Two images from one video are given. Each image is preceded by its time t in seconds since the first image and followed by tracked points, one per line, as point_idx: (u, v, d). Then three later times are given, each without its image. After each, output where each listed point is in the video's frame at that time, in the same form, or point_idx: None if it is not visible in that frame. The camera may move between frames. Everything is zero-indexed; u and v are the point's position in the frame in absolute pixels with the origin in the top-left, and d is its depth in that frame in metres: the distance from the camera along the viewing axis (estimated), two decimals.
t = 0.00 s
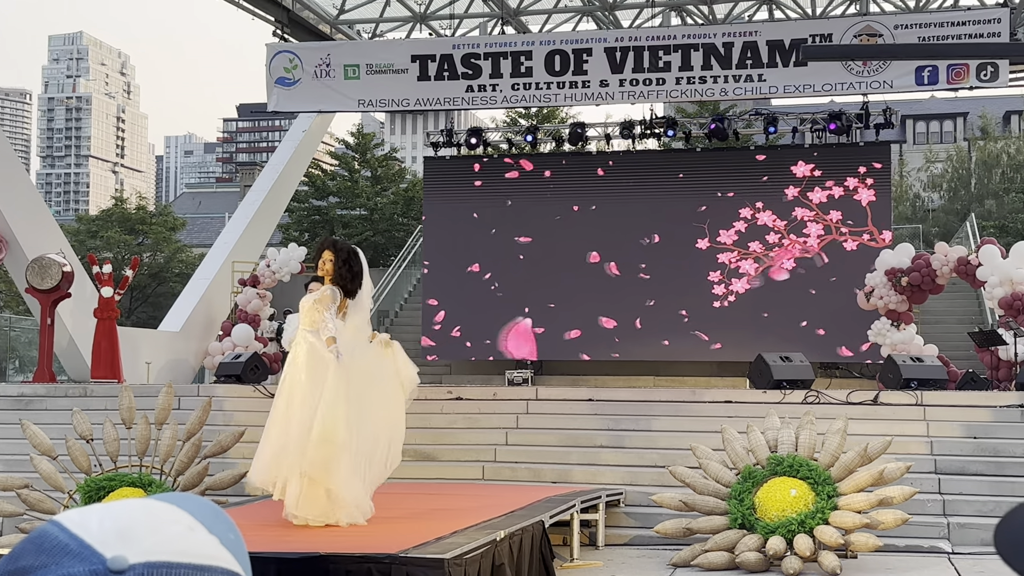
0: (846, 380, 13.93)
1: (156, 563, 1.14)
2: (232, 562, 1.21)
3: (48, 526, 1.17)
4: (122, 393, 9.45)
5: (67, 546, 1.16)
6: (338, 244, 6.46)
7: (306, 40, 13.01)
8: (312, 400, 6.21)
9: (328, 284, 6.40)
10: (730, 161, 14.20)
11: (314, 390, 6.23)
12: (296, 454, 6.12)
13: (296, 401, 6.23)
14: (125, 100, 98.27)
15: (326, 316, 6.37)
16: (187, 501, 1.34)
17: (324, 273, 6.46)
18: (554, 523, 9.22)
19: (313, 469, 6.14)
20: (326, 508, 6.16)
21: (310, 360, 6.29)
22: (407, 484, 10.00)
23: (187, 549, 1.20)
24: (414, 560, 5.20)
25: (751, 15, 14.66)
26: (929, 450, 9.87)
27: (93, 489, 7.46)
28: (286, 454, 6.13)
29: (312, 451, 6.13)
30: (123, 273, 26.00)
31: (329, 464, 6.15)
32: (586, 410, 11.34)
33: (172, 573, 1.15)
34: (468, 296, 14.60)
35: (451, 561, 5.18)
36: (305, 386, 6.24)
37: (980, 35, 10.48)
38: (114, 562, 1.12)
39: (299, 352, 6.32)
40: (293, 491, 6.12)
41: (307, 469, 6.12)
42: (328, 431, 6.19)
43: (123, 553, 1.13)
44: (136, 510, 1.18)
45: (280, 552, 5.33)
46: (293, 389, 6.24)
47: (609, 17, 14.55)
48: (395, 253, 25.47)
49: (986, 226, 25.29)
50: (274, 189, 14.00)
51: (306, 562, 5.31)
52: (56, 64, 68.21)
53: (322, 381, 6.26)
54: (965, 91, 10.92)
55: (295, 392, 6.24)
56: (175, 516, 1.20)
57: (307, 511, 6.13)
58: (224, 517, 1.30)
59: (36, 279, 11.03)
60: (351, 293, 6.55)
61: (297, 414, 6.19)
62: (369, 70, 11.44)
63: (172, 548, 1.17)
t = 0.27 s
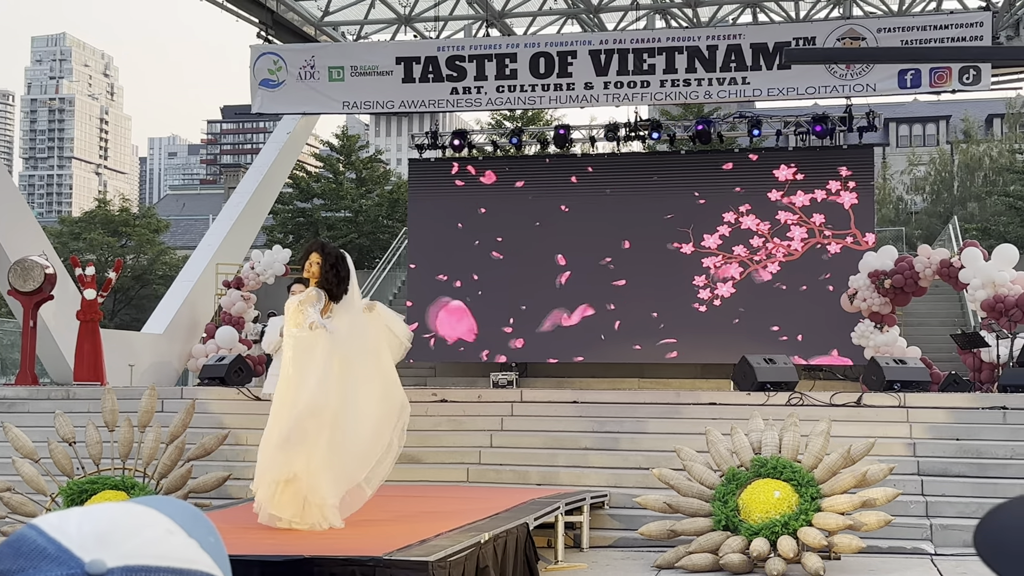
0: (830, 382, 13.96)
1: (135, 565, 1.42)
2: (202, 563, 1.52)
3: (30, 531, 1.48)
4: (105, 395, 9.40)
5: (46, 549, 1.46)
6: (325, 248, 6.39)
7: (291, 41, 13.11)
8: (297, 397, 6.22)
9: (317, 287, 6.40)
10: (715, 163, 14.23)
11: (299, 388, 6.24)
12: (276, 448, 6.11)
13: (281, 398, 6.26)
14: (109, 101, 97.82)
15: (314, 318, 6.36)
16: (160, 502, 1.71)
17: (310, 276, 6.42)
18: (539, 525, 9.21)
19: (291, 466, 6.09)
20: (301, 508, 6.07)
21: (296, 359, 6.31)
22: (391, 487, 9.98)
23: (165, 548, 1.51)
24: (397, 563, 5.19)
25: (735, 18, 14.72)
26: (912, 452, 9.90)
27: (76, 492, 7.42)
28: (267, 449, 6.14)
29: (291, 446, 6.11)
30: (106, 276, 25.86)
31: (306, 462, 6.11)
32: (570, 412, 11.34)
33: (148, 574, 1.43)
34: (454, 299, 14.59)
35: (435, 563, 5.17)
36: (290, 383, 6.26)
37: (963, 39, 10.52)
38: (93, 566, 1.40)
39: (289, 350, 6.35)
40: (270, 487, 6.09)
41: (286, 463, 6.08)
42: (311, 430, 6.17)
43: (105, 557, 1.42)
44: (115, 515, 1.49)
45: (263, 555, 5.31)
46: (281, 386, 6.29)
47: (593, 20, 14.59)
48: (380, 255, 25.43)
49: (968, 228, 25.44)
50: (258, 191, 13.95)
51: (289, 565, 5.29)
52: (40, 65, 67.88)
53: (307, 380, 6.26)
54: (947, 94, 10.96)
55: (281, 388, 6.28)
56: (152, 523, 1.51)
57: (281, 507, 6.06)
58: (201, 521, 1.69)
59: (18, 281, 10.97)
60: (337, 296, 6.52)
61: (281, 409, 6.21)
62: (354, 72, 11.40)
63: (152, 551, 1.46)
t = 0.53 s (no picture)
0: (811, 383, 14.02)
1: (109, 570, 1.11)
2: (187, 568, 1.19)
3: None
4: (86, 397, 9.33)
5: (18, 553, 1.13)
6: (308, 249, 6.37)
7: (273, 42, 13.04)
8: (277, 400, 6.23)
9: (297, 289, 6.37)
10: (698, 165, 14.25)
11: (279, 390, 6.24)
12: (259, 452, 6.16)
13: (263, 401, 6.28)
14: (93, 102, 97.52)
15: (296, 320, 6.33)
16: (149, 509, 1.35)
17: (291, 278, 6.40)
18: (521, 527, 9.21)
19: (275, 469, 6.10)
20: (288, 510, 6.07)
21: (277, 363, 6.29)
22: (373, 489, 9.96)
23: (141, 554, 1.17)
24: (379, 565, 5.17)
25: (717, 21, 14.77)
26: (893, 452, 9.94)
27: (55, 495, 7.38)
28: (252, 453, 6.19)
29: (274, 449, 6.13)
30: (87, 277, 25.74)
31: (290, 459, 6.09)
32: (553, 413, 11.35)
33: None
34: (438, 301, 14.59)
35: (417, 565, 5.16)
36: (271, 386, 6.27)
37: (943, 42, 10.58)
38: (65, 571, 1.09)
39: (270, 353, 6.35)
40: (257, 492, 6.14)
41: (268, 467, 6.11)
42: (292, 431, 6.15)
43: (77, 560, 1.10)
44: (88, 515, 1.17)
45: (244, 559, 5.28)
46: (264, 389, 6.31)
47: (576, 22, 14.61)
48: (363, 256, 25.41)
49: (947, 230, 25.65)
50: (240, 193, 13.91)
51: (270, 568, 5.27)
52: (22, 65, 67.54)
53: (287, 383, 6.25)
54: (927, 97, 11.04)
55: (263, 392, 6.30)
56: (128, 522, 1.18)
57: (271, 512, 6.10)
58: (178, 522, 1.32)
59: None
60: (319, 300, 6.47)
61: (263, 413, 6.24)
62: (336, 73, 11.39)
63: (126, 556, 1.14)
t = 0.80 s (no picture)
0: (792, 384, 14.08)
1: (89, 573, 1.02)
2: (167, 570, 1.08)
3: None
4: (65, 398, 9.27)
5: None
6: (290, 251, 6.37)
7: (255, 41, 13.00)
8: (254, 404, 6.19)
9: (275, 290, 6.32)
10: (681, 166, 14.28)
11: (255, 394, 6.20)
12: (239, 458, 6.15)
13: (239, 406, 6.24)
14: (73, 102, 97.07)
15: (275, 322, 6.29)
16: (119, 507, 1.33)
17: (272, 279, 6.40)
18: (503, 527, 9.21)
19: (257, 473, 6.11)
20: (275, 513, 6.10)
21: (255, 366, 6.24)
22: (354, 490, 9.95)
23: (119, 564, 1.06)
24: (361, 566, 5.16)
25: (699, 23, 14.82)
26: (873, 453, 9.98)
27: (34, 497, 7.33)
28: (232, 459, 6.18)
29: (254, 454, 6.13)
30: (66, 278, 25.63)
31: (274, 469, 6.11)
32: (535, 414, 11.36)
33: None
34: (422, 301, 14.59)
35: (399, 566, 5.15)
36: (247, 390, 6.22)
37: (923, 45, 10.63)
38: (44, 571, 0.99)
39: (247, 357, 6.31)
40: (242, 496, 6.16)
41: (249, 472, 6.11)
42: (272, 435, 6.15)
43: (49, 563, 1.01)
44: (63, 519, 1.07)
45: (226, 560, 5.26)
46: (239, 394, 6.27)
47: (559, 23, 14.65)
48: (345, 257, 25.40)
49: (926, 232, 25.83)
50: (222, 193, 13.86)
51: (253, 569, 5.25)
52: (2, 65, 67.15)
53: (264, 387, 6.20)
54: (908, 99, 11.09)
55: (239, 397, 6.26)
56: (107, 523, 1.08)
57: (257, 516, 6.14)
58: (156, 527, 1.31)
59: None
60: (300, 301, 6.46)
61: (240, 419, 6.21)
62: (318, 74, 11.38)
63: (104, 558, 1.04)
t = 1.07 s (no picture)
0: (773, 385, 14.11)
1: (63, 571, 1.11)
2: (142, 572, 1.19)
3: None
4: (43, 398, 9.18)
5: None
6: (267, 252, 6.34)
7: (236, 40, 12.94)
8: (228, 404, 6.15)
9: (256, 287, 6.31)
10: (663, 166, 14.30)
11: (229, 393, 6.16)
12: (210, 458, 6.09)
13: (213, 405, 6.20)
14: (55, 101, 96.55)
15: (254, 319, 6.26)
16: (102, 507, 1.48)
17: (251, 280, 6.35)
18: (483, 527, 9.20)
19: (229, 475, 6.05)
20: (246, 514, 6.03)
21: (231, 364, 6.20)
22: (334, 491, 9.91)
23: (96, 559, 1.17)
24: (341, 567, 5.13)
25: (681, 24, 14.86)
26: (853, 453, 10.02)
27: (13, 498, 7.26)
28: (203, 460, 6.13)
29: (225, 454, 6.08)
30: (45, 277, 25.48)
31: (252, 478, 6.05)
32: (517, 414, 11.36)
33: None
34: (405, 301, 14.56)
35: (380, 567, 5.13)
36: (222, 389, 6.18)
37: (902, 46, 10.66)
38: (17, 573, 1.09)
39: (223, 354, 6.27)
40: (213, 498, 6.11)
41: (221, 473, 6.05)
42: (245, 435, 6.10)
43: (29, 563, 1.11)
44: (45, 520, 1.17)
45: (206, 561, 5.23)
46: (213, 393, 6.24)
47: (541, 23, 14.67)
48: (326, 257, 25.37)
49: (905, 233, 26.00)
50: (202, 192, 13.80)
51: (232, 571, 5.22)
52: None
53: (239, 385, 6.16)
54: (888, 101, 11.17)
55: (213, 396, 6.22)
56: (84, 526, 1.17)
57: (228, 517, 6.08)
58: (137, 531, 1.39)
59: None
60: (280, 300, 6.43)
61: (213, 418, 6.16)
62: (299, 73, 11.34)
63: (77, 558, 1.13)
